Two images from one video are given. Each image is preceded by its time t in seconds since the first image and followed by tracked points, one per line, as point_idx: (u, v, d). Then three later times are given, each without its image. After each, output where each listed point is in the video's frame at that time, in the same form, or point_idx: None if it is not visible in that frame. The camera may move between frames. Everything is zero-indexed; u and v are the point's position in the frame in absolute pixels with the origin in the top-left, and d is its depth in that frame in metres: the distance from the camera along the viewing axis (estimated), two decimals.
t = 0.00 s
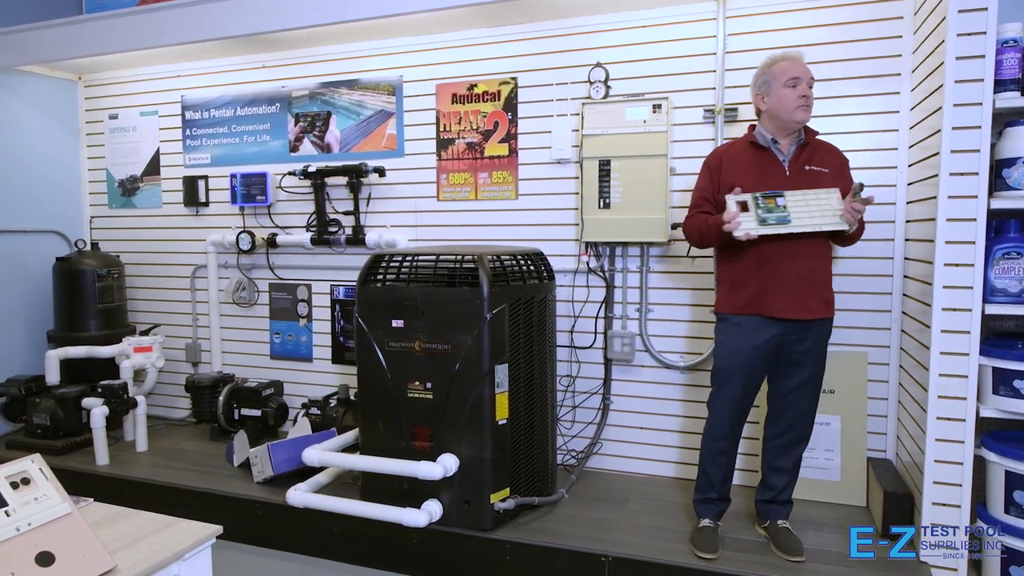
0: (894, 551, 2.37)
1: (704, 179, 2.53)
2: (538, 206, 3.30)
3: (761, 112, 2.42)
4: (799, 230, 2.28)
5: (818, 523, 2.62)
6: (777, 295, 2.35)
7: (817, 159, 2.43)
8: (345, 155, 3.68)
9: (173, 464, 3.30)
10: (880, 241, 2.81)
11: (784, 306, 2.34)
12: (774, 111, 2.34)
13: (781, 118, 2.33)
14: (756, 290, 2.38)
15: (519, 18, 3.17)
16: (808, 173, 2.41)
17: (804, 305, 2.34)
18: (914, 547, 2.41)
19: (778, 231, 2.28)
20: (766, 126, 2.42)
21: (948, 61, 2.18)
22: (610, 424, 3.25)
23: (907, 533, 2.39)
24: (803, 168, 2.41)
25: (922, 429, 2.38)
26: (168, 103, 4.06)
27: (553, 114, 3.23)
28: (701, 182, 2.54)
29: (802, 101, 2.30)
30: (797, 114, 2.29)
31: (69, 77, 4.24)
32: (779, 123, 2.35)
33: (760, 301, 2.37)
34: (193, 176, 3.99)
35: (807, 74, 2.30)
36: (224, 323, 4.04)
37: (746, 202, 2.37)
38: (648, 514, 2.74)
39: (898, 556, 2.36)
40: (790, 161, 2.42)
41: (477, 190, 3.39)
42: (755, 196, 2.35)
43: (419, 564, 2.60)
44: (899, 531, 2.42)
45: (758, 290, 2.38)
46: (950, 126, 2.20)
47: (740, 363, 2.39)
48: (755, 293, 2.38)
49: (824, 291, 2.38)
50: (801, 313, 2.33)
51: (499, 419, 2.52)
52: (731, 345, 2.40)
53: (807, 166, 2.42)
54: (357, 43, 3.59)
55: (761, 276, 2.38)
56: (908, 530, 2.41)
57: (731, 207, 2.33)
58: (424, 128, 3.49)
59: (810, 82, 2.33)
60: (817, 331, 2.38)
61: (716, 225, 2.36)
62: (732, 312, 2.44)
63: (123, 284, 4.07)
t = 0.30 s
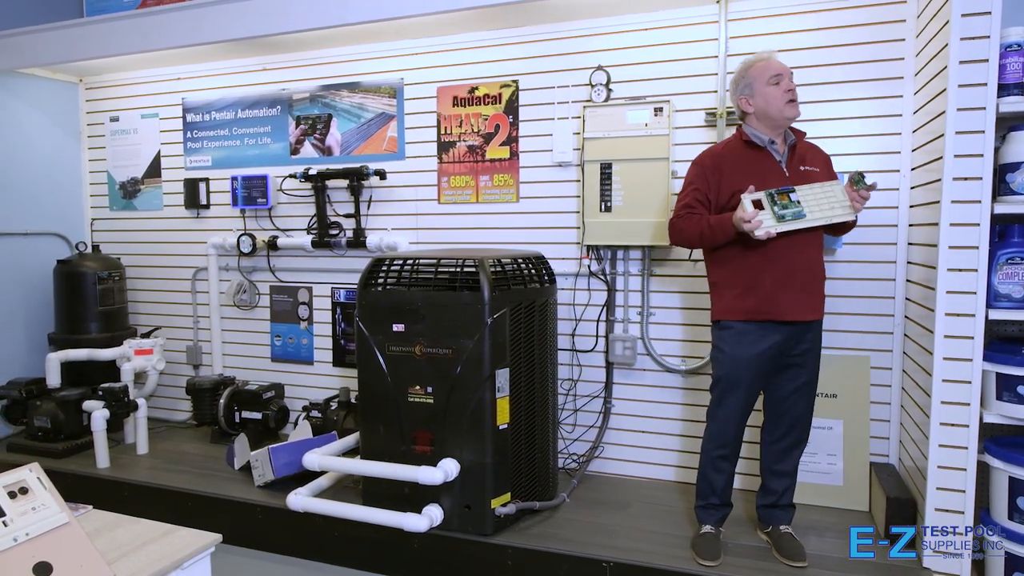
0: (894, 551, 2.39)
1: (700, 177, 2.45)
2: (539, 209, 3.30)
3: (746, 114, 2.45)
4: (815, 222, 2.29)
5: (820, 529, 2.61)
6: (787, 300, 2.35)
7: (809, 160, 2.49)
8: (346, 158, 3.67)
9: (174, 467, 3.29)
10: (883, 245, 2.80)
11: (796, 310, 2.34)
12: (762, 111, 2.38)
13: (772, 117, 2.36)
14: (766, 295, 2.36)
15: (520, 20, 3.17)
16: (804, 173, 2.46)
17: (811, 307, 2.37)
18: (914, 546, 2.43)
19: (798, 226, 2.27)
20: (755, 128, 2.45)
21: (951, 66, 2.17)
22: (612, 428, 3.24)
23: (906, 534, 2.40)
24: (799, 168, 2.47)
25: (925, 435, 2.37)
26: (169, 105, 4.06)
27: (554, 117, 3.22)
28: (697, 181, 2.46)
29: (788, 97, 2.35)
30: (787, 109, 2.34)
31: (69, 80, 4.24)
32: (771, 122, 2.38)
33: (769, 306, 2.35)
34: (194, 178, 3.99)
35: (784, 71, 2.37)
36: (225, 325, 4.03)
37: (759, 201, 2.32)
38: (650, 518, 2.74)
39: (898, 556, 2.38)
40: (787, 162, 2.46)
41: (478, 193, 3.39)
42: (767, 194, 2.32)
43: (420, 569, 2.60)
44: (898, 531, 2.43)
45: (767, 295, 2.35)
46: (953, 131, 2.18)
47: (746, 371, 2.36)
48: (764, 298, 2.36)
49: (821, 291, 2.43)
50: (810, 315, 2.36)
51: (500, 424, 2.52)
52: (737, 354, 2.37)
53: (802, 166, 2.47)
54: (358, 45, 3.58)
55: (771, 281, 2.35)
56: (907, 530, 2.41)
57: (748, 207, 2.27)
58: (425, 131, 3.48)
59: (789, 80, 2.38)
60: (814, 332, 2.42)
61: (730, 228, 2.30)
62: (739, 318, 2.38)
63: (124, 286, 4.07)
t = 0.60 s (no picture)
0: (894, 551, 2.37)
1: (695, 176, 2.43)
2: (543, 207, 3.27)
3: (743, 109, 2.42)
4: (817, 217, 2.27)
5: (827, 529, 2.58)
6: (787, 296, 2.32)
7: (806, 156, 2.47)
8: (348, 155, 3.64)
9: (174, 466, 3.27)
10: (891, 243, 2.76)
11: (796, 306, 2.32)
12: (757, 107, 2.35)
13: (768, 112, 2.34)
14: (767, 293, 2.33)
15: (523, 16, 3.13)
16: (800, 169, 2.44)
17: (811, 303, 2.34)
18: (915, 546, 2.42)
19: (799, 218, 2.25)
20: (751, 124, 2.42)
21: (962, 60, 2.14)
22: (616, 427, 3.22)
23: (906, 533, 2.38)
24: (796, 164, 2.45)
25: (933, 435, 2.35)
26: (169, 102, 4.03)
27: (557, 114, 3.19)
28: (693, 180, 2.44)
29: (784, 93, 2.32)
30: (783, 105, 2.31)
31: (69, 76, 4.22)
32: (766, 118, 2.35)
33: (769, 304, 2.32)
34: (194, 175, 3.96)
35: (780, 66, 2.34)
36: (226, 324, 4.01)
37: (760, 192, 2.31)
38: (655, 519, 2.71)
39: (898, 556, 2.36)
40: (783, 158, 2.44)
41: (481, 190, 3.36)
42: (768, 185, 2.31)
43: (422, 569, 2.57)
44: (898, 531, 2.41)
45: (766, 293, 2.32)
46: (964, 127, 2.15)
47: (745, 370, 2.35)
48: (763, 296, 2.33)
49: (820, 288, 2.41)
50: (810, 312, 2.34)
51: (504, 424, 2.49)
52: (736, 353, 2.35)
53: (798, 162, 2.45)
54: (359, 41, 3.55)
55: (771, 278, 2.32)
56: (908, 530, 2.39)
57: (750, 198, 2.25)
58: (428, 127, 3.45)
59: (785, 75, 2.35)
60: (815, 330, 2.39)
61: (727, 225, 2.27)
62: (739, 317, 2.35)
63: (124, 284, 4.04)
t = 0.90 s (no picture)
0: (894, 551, 2.37)
1: (700, 174, 2.41)
2: (549, 205, 3.23)
3: (752, 104, 2.37)
4: (818, 224, 2.23)
5: (839, 532, 2.55)
6: (792, 297, 2.28)
7: (813, 153, 2.43)
8: (351, 153, 3.61)
9: (175, 467, 3.23)
10: (903, 242, 2.73)
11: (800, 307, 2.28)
12: (769, 103, 2.30)
13: (779, 110, 2.30)
14: (771, 293, 2.29)
15: (530, 11, 3.10)
16: (807, 167, 2.40)
17: (816, 305, 2.30)
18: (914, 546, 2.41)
19: (799, 224, 2.22)
20: (757, 120, 2.38)
21: (980, 56, 2.10)
22: (623, 428, 3.18)
23: (906, 533, 2.38)
24: (802, 161, 2.40)
25: (949, 437, 2.31)
26: (171, 99, 3.99)
27: (564, 111, 3.16)
28: (699, 178, 2.41)
29: (797, 91, 2.28)
30: (795, 105, 2.28)
31: (70, 73, 4.18)
32: (776, 115, 2.31)
33: (773, 304, 2.28)
34: (196, 173, 3.92)
35: (795, 64, 2.30)
36: (228, 323, 3.97)
37: (763, 194, 2.27)
38: (664, 521, 2.67)
39: (898, 556, 2.36)
40: (790, 156, 2.39)
41: (487, 188, 3.32)
42: (772, 188, 2.26)
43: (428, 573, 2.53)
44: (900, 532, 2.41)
45: (770, 293, 2.29)
46: (981, 123, 2.12)
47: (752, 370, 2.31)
48: (767, 296, 2.29)
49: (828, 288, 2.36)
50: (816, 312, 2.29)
51: (511, 425, 2.45)
52: (742, 353, 2.31)
53: (805, 160, 2.40)
54: (364, 38, 3.52)
55: (775, 279, 2.29)
56: (907, 530, 2.39)
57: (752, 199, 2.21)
58: (433, 125, 3.42)
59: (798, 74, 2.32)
60: (822, 330, 2.35)
61: (729, 226, 2.24)
62: (744, 316, 2.32)
63: (125, 283, 4.00)
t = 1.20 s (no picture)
0: (894, 551, 2.38)
1: (703, 173, 2.39)
2: (554, 204, 3.21)
3: (759, 103, 2.34)
4: (820, 219, 2.20)
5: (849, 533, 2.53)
6: (798, 295, 2.26)
7: (817, 150, 2.40)
8: (355, 152, 3.59)
9: (178, 468, 3.20)
10: (912, 241, 2.71)
11: (806, 305, 2.25)
12: (777, 103, 2.28)
13: (786, 110, 2.28)
14: (775, 291, 2.27)
15: (536, 9, 3.08)
16: (812, 164, 2.37)
17: (821, 301, 2.28)
18: (915, 547, 2.41)
19: (801, 220, 2.19)
20: (761, 119, 2.36)
21: (992, 53, 2.08)
22: (629, 429, 3.16)
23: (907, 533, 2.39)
24: (806, 158, 2.37)
25: (960, 437, 2.29)
26: (174, 98, 3.97)
27: (570, 110, 3.14)
28: (700, 178, 2.40)
29: (806, 94, 2.27)
30: (803, 107, 2.27)
31: (71, 72, 4.16)
32: (783, 115, 2.29)
33: (778, 303, 2.26)
34: (198, 173, 3.90)
35: (806, 66, 2.28)
36: (231, 323, 3.95)
37: (764, 192, 2.25)
38: (671, 522, 2.65)
39: (898, 556, 2.37)
40: (793, 153, 2.37)
41: (492, 187, 3.30)
42: (773, 186, 2.25)
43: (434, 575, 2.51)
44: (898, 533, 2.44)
45: (775, 291, 2.27)
46: (994, 121, 2.10)
47: (759, 369, 2.29)
48: (772, 294, 2.27)
49: (833, 284, 2.33)
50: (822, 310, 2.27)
51: (518, 425, 2.43)
52: (749, 352, 2.29)
53: (809, 157, 2.38)
54: (368, 36, 3.50)
55: (779, 277, 2.27)
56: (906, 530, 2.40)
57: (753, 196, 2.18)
58: (437, 124, 3.40)
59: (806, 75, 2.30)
60: (828, 329, 2.33)
61: (731, 225, 2.22)
62: (749, 316, 2.30)
63: (127, 283, 3.98)
